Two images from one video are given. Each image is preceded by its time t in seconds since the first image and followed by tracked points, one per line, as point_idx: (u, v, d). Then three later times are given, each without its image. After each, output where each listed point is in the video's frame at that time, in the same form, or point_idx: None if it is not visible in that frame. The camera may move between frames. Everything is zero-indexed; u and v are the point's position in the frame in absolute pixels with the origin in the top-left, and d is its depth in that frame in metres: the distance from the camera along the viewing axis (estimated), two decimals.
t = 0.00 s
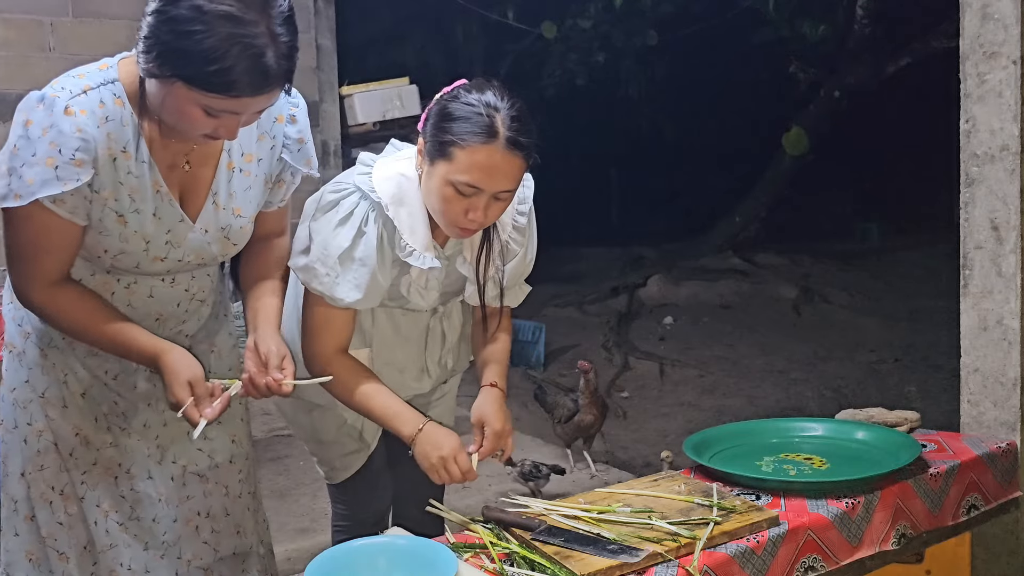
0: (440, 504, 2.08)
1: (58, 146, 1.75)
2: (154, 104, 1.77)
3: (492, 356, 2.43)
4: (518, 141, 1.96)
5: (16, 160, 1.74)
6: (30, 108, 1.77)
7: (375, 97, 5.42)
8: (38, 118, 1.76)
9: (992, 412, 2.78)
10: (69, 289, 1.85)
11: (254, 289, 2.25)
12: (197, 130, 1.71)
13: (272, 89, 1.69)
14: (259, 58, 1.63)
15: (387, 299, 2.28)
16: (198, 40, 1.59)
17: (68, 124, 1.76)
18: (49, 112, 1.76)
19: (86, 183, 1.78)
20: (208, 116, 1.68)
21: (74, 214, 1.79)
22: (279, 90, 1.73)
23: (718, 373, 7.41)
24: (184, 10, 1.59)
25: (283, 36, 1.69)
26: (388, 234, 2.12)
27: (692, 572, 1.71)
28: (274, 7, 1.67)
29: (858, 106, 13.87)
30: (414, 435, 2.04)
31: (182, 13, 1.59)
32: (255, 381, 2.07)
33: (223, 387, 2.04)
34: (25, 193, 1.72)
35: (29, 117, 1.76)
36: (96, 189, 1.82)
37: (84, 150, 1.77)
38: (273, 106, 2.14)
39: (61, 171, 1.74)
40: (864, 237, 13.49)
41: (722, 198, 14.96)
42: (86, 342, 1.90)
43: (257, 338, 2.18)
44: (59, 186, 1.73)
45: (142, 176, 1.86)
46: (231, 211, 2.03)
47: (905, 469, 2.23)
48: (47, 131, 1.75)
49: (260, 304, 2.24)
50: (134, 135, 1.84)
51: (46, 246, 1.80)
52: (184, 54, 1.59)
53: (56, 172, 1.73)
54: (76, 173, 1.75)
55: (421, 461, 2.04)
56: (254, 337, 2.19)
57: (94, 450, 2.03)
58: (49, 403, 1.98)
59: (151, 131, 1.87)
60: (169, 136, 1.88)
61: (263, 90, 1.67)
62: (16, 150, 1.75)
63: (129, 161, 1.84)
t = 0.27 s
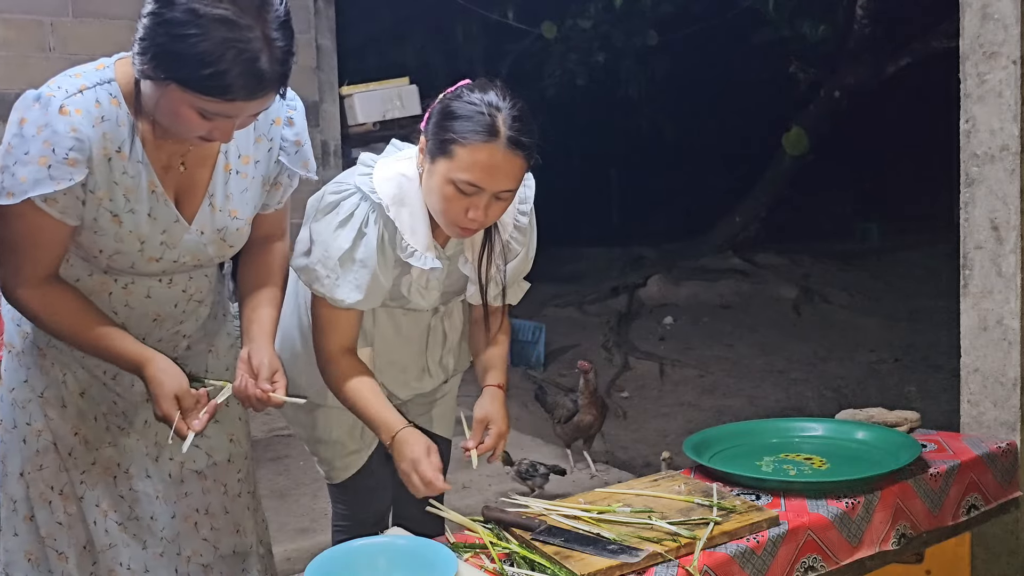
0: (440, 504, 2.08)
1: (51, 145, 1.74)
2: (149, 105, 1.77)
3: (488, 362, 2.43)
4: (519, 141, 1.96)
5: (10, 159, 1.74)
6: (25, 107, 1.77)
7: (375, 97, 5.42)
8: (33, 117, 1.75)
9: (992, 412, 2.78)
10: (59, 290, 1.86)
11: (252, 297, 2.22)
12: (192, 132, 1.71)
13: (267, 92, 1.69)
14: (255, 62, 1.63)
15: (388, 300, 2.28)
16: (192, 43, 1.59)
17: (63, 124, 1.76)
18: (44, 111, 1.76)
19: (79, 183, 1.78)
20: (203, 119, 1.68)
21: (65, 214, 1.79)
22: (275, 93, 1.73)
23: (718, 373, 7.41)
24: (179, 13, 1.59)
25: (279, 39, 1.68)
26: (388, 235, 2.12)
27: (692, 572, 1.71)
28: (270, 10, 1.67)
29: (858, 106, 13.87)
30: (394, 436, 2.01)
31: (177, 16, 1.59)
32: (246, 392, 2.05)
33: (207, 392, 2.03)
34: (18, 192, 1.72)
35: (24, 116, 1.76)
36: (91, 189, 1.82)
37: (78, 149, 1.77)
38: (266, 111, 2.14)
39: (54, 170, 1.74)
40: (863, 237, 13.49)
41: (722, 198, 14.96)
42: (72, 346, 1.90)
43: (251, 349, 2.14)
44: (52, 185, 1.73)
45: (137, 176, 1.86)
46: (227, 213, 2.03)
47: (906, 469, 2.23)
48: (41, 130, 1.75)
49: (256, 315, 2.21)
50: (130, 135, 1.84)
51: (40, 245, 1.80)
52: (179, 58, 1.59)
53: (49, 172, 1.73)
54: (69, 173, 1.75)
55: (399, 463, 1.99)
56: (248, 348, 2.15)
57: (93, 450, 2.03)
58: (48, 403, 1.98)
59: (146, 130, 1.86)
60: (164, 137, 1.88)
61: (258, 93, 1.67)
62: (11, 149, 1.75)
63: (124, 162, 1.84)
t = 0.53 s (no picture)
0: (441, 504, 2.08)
1: (47, 145, 1.74)
2: (145, 104, 1.77)
3: (487, 363, 2.42)
4: (521, 140, 1.96)
5: (7, 158, 1.74)
6: (23, 107, 1.77)
7: (375, 97, 5.41)
8: (30, 117, 1.76)
9: (992, 412, 2.78)
10: (49, 298, 1.83)
11: (251, 298, 2.21)
12: (189, 131, 1.71)
13: (264, 90, 1.69)
14: (252, 61, 1.63)
15: (389, 298, 2.27)
16: (188, 41, 1.59)
17: (59, 123, 1.76)
18: (41, 111, 1.76)
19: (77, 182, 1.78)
20: (201, 118, 1.68)
21: (64, 214, 1.79)
22: (272, 92, 1.73)
23: (718, 373, 7.42)
24: (175, 11, 1.59)
25: (275, 37, 1.68)
26: (389, 232, 2.12)
27: (693, 572, 1.71)
28: (266, 9, 1.67)
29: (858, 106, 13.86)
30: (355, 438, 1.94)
31: (173, 14, 1.59)
32: (244, 393, 2.05)
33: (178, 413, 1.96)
34: (16, 192, 1.72)
35: (21, 116, 1.77)
36: (88, 189, 1.82)
37: (75, 148, 1.77)
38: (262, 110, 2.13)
39: (50, 169, 1.73)
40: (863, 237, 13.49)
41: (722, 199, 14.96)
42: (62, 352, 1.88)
43: (250, 351, 2.13)
44: (49, 185, 1.73)
45: (134, 175, 1.86)
46: (225, 212, 2.04)
47: (905, 469, 2.23)
48: (37, 130, 1.75)
49: (256, 314, 2.20)
50: (127, 134, 1.84)
51: (34, 245, 1.79)
52: (175, 55, 1.59)
53: (45, 171, 1.73)
54: (66, 172, 1.75)
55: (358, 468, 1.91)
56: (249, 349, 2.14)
57: (92, 450, 2.03)
58: (47, 402, 1.98)
59: (143, 129, 1.86)
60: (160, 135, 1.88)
61: (255, 91, 1.66)
62: (8, 149, 1.75)
63: (121, 160, 1.84)
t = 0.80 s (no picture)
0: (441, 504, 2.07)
1: (46, 143, 1.75)
2: (144, 102, 1.77)
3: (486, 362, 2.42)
4: (520, 140, 1.96)
5: (5, 157, 1.74)
6: (20, 105, 1.77)
7: (375, 97, 5.41)
8: (28, 115, 1.76)
9: (992, 412, 2.78)
10: (37, 295, 1.82)
11: (247, 299, 2.22)
12: (186, 129, 1.71)
13: (262, 89, 1.69)
14: (249, 59, 1.63)
15: (388, 298, 2.27)
16: (186, 39, 1.59)
17: (56, 121, 1.76)
18: (39, 109, 1.76)
19: (75, 181, 1.78)
20: (198, 116, 1.68)
21: (59, 213, 1.79)
22: (270, 91, 1.73)
23: (718, 373, 7.42)
24: (172, 9, 1.59)
25: (273, 36, 1.68)
26: (387, 232, 2.12)
27: (693, 572, 1.71)
28: (264, 8, 1.67)
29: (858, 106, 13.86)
30: (403, 418, 2.07)
31: (170, 12, 1.59)
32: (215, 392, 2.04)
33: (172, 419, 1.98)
34: (13, 189, 1.72)
35: (19, 114, 1.76)
36: (87, 187, 1.82)
37: (72, 146, 1.77)
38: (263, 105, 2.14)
39: (48, 167, 1.74)
40: (864, 237, 13.49)
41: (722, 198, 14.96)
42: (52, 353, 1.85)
43: (239, 352, 2.14)
44: (47, 182, 1.73)
45: (133, 174, 1.86)
46: (224, 210, 2.04)
47: (905, 469, 2.23)
48: (35, 128, 1.75)
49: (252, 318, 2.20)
50: (126, 132, 1.84)
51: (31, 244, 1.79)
52: (173, 53, 1.59)
53: (43, 169, 1.73)
54: (64, 170, 1.75)
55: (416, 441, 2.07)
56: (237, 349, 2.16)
57: (93, 450, 2.03)
58: (47, 403, 1.98)
59: (141, 126, 1.86)
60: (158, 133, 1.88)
61: (253, 90, 1.67)
62: (5, 147, 1.75)
63: (119, 158, 1.83)
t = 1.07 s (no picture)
0: (441, 504, 2.08)
1: (43, 143, 1.74)
2: (145, 103, 1.77)
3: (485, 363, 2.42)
4: (519, 141, 1.96)
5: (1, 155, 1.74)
6: (19, 104, 1.76)
7: (375, 97, 5.41)
8: (26, 114, 1.75)
9: (992, 412, 2.78)
10: (13, 303, 1.80)
11: (245, 301, 2.22)
12: (186, 130, 1.70)
13: (263, 92, 1.68)
14: (251, 62, 1.63)
15: (389, 298, 2.27)
16: (187, 41, 1.59)
17: (55, 121, 1.75)
18: (37, 109, 1.76)
19: (73, 181, 1.78)
20: (198, 117, 1.68)
21: (55, 215, 1.79)
22: (271, 94, 1.73)
23: (718, 373, 7.42)
24: (175, 10, 1.59)
25: (276, 39, 1.68)
26: (388, 232, 2.12)
27: (693, 572, 1.71)
28: (268, 11, 1.67)
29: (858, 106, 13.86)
30: (415, 424, 2.09)
31: (173, 13, 1.59)
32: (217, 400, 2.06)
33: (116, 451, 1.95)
34: (9, 188, 1.72)
35: (16, 113, 1.75)
36: (86, 187, 1.82)
37: (71, 147, 1.77)
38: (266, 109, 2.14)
39: (46, 168, 1.74)
40: (864, 237, 13.50)
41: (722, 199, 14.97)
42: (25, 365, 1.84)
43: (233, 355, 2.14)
44: (44, 183, 1.73)
45: (132, 173, 1.86)
46: (225, 211, 2.03)
47: (905, 469, 2.23)
48: (32, 127, 1.74)
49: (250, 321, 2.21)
50: (126, 132, 1.84)
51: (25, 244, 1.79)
52: (174, 55, 1.59)
53: (41, 169, 1.73)
54: (61, 171, 1.75)
55: (420, 450, 2.10)
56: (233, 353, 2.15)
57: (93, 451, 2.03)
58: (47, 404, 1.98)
59: (141, 125, 1.86)
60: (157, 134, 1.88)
61: (254, 93, 1.66)
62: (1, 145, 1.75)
63: (119, 158, 1.84)
